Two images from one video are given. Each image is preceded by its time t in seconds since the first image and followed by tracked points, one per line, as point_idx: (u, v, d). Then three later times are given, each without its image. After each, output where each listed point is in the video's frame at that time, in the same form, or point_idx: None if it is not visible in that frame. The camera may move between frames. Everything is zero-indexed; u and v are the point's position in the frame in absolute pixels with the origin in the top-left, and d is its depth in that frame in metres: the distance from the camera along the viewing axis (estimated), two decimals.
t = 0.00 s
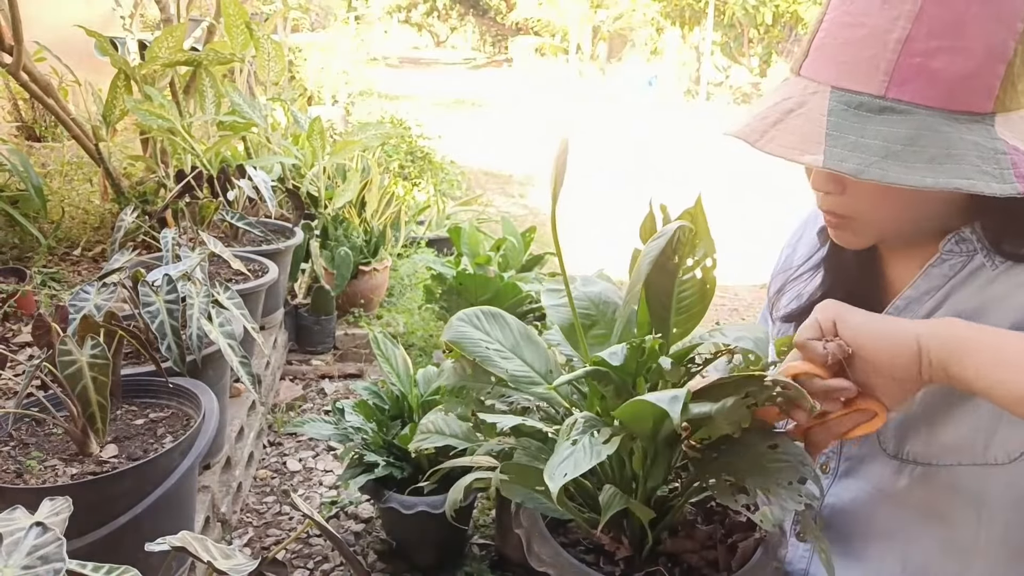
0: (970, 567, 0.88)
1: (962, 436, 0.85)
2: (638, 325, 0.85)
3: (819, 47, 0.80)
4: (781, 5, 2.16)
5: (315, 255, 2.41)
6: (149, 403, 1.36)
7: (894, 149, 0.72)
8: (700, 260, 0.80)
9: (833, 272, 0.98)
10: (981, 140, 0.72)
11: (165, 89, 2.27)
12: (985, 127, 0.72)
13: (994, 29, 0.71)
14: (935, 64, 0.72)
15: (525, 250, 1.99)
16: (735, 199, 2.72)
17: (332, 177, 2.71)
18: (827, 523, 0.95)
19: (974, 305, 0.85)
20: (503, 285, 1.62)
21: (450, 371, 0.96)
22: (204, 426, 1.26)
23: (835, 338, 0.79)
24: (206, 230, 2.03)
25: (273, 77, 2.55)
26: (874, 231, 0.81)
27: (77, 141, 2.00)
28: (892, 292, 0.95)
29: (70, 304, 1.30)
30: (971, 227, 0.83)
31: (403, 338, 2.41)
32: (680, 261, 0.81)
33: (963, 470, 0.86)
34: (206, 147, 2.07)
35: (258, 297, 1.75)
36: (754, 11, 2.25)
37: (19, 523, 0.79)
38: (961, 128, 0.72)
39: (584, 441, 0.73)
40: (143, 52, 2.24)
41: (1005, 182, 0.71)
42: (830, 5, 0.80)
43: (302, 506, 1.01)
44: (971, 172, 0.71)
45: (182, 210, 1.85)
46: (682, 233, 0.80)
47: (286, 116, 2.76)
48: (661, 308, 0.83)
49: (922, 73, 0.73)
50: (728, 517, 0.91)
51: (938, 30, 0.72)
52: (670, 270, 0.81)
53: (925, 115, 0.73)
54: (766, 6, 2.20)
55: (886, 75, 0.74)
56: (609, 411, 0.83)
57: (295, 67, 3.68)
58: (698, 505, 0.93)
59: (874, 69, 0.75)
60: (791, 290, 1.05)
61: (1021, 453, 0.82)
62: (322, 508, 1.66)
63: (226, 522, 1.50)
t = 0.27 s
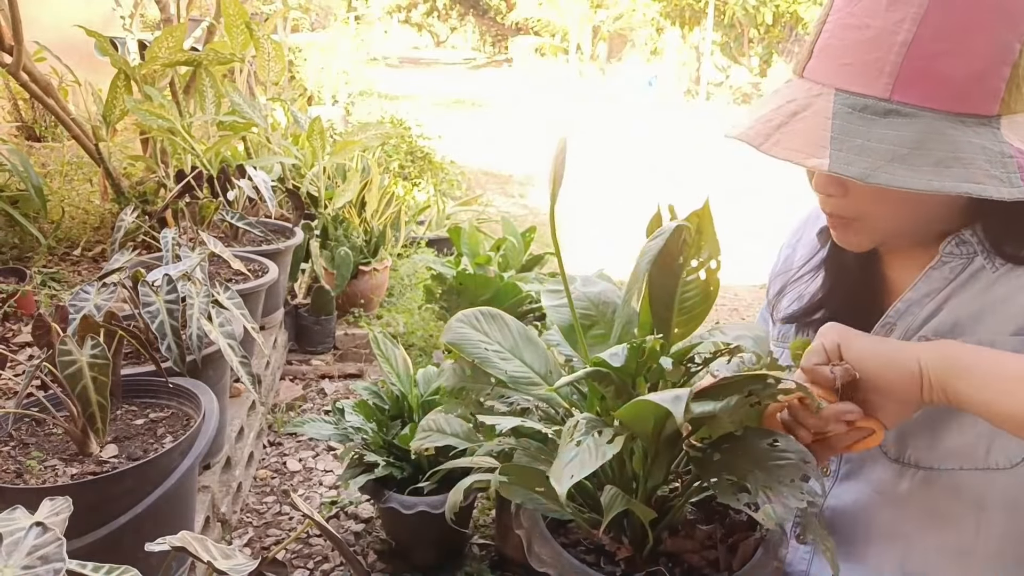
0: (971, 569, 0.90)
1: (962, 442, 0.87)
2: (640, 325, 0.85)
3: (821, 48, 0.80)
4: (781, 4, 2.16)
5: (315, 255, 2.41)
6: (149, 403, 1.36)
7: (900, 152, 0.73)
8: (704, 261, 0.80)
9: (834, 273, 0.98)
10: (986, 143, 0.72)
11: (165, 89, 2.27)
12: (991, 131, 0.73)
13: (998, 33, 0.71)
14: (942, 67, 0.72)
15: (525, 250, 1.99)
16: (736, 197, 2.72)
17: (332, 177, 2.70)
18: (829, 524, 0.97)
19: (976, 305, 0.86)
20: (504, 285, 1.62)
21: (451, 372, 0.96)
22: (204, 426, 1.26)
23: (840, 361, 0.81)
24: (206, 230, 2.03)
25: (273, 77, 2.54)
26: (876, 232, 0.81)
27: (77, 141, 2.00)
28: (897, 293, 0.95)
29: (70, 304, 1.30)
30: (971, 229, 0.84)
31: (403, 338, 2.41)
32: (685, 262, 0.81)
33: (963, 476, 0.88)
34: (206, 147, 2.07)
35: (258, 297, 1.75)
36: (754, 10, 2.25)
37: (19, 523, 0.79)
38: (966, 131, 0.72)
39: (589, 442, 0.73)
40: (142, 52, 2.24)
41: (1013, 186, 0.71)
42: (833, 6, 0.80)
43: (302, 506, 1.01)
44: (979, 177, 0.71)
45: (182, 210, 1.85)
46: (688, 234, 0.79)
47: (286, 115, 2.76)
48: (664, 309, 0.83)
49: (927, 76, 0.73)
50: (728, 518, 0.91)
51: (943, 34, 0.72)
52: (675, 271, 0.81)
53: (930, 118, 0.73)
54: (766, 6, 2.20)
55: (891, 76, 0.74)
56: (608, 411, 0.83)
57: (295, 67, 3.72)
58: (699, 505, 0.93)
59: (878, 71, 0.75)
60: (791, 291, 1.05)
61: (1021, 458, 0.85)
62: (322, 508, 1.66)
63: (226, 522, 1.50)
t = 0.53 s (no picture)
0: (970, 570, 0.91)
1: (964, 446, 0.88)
2: (641, 325, 0.85)
3: (826, 49, 0.80)
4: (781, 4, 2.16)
5: (315, 255, 2.40)
6: (149, 404, 1.36)
7: (903, 154, 0.73)
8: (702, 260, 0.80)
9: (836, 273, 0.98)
10: (990, 146, 0.72)
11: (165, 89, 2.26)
12: (995, 133, 0.73)
13: (1003, 35, 0.71)
14: (948, 69, 0.72)
15: (525, 250, 1.99)
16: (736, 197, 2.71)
17: (332, 177, 2.70)
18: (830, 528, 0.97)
19: (979, 312, 0.87)
20: (504, 285, 1.62)
21: (455, 368, 0.97)
22: (204, 426, 1.26)
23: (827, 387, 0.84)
24: (206, 230, 2.03)
25: (273, 77, 2.54)
26: (877, 235, 0.81)
27: (77, 141, 2.00)
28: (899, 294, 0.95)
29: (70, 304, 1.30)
30: (972, 231, 0.84)
31: (403, 338, 2.41)
32: (683, 262, 0.81)
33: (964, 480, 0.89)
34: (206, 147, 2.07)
35: (258, 297, 1.75)
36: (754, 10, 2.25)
37: (19, 523, 0.79)
38: (970, 134, 0.72)
39: (584, 440, 0.73)
40: (142, 52, 2.24)
41: (1015, 189, 0.71)
42: (837, 6, 0.80)
43: (302, 506, 1.01)
44: (982, 180, 0.71)
45: (182, 210, 1.85)
46: (685, 235, 0.79)
47: (286, 116, 2.76)
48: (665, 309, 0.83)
49: (932, 78, 0.73)
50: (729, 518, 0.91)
51: (950, 35, 0.72)
52: (672, 271, 0.81)
53: (934, 119, 0.73)
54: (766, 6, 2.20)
55: (895, 77, 0.74)
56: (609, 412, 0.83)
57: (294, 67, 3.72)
58: (700, 506, 0.93)
59: (882, 72, 0.75)
60: (792, 290, 1.05)
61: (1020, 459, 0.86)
62: (322, 508, 1.66)
63: (226, 522, 1.50)
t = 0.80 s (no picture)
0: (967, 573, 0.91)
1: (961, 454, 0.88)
2: (642, 325, 0.85)
3: (824, 48, 0.80)
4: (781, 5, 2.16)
5: (315, 255, 2.40)
6: (149, 403, 1.36)
7: (901, 154, 0.73)
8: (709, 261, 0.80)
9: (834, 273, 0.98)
10: (987, 145, 0.72)
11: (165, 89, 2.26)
12: (992, 132, 0.72)
13: (1001, 34, 0.71)
14: (943, 68, 0.72)
15: (525, 250, 1.99)
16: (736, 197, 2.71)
17: (332, 177, 2.70)
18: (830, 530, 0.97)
19: (978, 318, 0.86)
20: (504, 285, 1.62)
21: (454, 369, 0.97)
22: (203, 426, 1.26)
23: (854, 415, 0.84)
24: (206, 230, 2.03)
25: (273, 77, 2.54)
26: (875, 233, 0.82)
27: (77, 141, 2.00)
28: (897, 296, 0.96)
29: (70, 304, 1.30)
30: (971, 235, 0.85)
31: (403, 338, 2.41)
32: (691, 263, 0.81)
33: (961, 487, 0.89)
34: (206, 147, 2.06)
35: (258, 297, 1.75)
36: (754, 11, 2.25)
37: (19, 523, 0.79)
38: (967, 133, 0.72)
39: (588, 441, 0.73)
40: (142, 52, 2.24)
41: (1011, 189, 0.70)
42: (836, 5, 0.80)
43: (302, 506, 1.01)
44: (978, 179, 0.71)
45: (182, 210, 1.85)
46: (693, 234, 0.79)
47: (286, 116, 2.76)
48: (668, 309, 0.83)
49: (927, 77, 0.73)
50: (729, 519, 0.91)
51: (947, 34, 0.72)
52: (679, 271, 0.81)
53: (931, 119, 0.73)
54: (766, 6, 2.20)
55: (892, 76, 0.74)
56: (608, 412, 0.83)
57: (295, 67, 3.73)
58: (699, 505, 0.94)
59: (880, 72, 0.75)
60: (791, 290, 1.05)
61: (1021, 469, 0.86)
62: (322, 508, 1.66)
63: (226, 522, 1.51)
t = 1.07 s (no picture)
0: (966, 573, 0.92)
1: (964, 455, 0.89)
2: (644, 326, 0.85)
3: (826, 47, 0.80)
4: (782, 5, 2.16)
5: (315, 255, 2.40)
6: (149, 403, 1.36)
7: (903, 153, 0.73)
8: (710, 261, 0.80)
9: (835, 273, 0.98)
10: (989, 146, 0.72)
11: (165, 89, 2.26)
12: (994, 132, 0.72)
13: (1003, 34, 0.71)
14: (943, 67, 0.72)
15: (525, 250, 1.99)
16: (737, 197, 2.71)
17: (333, 177, 2.70)
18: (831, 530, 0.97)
19: (981, 318, 0.86)
20: (504, 285, 1.62)
21: (455, 366, 0.97)
22: (204, 426, 1.26)
23: (872, 407, 0.82)
24: (206, 230, 2.03)
25: (273, 77, 2.54)
26: (879, 232, 0.82)
27: (77, 141, 2.00)
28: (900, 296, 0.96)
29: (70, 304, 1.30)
30: (974, 236, 0.85)
31: (403, 338, 2.41)
32: (691, 262, 0.80)
33: (962, 488, 0.90)
34: (206, 147, 2.06)
35: (258, 297, 1.75)
36: (754, 11, 2.24)
37: (19, 523, 0.79)
38: (969, 133, 0.72)
39: (588, 444, 0.73)
40: (142, 52, 2.24)
41: (1013, 189, 0.70)
42: (838, 5, 0.80)
43: (302, 506, 1.01)
44: (980, 179, 0.71)
45: (182, 210, 1.85)
46: (693, 233, 0.79)
47: (286, 116, 2.76)
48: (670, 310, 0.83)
49: (927, 76, 0.73)
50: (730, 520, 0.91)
51: (949, 34, 0.72)
52: (679, 271, 0.81)
53: (933, 118, 0.73)
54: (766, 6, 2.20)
55: (893, 76, 0.74)
56: (607, 411, 0.83)
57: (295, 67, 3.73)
58: (700, 505, 0.93)
59: (882, 71, 0.74)
60: (792, 290, 1.05)
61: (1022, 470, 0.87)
62: (322, 508, 1.66)
63: (226, 522, 1.51)
